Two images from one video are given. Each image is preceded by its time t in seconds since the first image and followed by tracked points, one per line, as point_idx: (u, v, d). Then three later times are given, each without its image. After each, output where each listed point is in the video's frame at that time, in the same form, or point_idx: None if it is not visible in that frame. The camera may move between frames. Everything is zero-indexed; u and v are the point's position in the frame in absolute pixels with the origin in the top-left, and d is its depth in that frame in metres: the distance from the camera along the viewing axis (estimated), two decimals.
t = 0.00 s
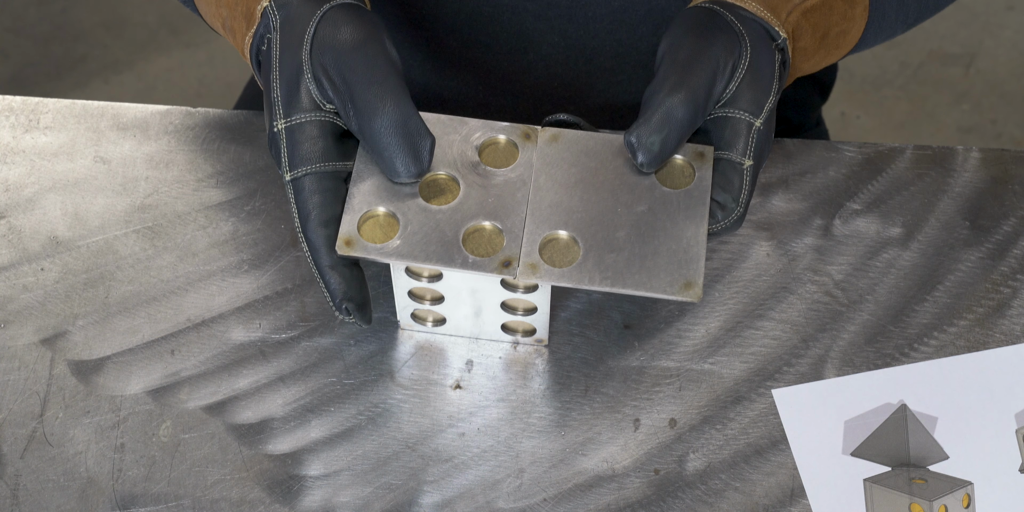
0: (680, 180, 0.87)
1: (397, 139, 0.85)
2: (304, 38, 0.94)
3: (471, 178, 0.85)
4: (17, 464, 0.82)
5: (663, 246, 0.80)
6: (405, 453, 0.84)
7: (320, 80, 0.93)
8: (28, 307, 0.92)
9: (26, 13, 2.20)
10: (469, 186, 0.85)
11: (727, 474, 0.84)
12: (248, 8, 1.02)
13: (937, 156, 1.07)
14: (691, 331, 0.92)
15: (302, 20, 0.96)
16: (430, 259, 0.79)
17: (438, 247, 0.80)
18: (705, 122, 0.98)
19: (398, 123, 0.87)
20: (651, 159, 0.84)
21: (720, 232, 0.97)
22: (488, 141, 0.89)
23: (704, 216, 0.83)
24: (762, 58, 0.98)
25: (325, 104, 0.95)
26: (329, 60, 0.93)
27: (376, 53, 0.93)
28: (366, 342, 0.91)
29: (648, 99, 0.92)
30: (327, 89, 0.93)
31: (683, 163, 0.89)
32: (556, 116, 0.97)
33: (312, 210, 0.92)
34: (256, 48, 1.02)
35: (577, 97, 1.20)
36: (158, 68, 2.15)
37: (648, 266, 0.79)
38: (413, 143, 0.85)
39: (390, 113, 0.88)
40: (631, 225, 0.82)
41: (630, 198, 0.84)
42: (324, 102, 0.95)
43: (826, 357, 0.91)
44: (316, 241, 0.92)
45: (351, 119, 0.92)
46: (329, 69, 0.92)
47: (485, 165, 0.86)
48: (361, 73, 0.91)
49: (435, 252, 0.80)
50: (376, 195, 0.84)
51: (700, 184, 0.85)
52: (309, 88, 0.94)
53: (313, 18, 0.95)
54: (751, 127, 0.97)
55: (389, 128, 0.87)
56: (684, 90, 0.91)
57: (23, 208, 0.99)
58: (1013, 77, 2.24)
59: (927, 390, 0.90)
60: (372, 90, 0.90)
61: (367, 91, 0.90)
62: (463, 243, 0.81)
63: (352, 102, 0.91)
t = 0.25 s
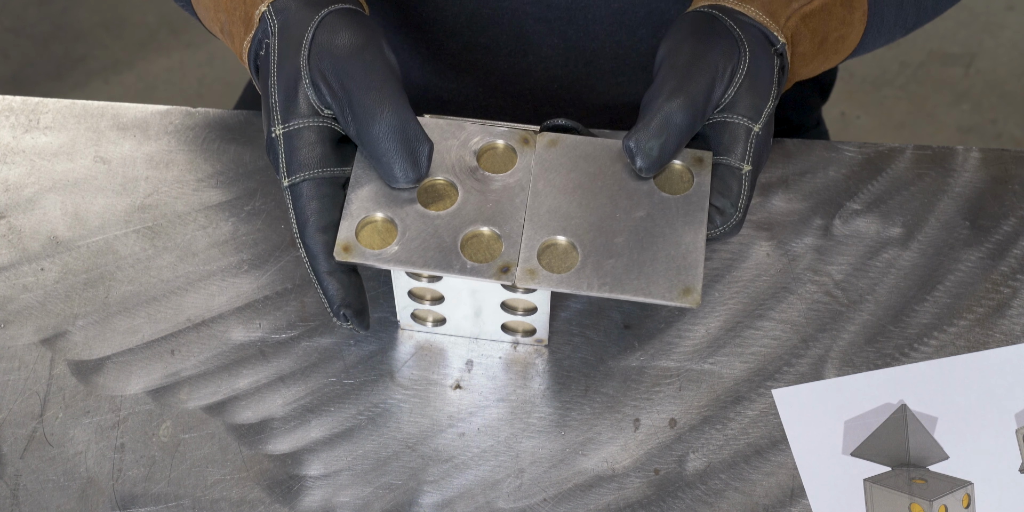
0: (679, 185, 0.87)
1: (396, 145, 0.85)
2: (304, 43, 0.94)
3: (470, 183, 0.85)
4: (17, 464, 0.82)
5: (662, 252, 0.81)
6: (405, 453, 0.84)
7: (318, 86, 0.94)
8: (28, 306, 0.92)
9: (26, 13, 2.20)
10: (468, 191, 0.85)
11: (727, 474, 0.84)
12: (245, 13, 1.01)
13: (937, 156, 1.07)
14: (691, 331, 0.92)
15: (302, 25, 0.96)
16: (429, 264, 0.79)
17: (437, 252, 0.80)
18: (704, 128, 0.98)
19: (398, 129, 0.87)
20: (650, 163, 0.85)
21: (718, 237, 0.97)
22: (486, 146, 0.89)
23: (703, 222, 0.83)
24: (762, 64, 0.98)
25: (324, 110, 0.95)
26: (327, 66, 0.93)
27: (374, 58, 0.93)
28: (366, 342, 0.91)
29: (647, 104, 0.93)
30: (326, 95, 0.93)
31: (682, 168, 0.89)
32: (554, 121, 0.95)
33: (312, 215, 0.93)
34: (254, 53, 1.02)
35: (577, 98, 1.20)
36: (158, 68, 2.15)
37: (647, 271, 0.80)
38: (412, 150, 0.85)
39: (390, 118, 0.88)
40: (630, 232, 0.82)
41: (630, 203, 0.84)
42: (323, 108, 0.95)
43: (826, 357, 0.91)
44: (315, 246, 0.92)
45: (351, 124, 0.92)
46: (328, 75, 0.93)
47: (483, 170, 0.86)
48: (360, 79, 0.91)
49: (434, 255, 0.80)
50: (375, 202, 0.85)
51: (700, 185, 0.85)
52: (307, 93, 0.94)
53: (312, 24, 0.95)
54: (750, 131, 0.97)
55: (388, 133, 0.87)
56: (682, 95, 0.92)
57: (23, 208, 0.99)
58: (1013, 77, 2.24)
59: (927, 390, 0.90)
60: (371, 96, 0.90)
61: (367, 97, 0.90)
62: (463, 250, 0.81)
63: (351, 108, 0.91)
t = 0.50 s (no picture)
0: (678, 185, 0.87)
1: (395, 145, 0.85)
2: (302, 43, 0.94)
3: (469, 183, 0.85)
4: (16, 464, 0.82)
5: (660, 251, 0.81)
6: (405, 453, 0.84)
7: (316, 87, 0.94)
8: (28, 307, 0.92)
9: (26, 12, 2.20)
10: (468, 192, 0.85)
11: (727, 474, 0.84)
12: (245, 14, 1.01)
13: (937, 156, 1.07)
14: (691, 331, 0.92)
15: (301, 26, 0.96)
16: (428, 264, 0.79)
17: (436, 252, 0.80)
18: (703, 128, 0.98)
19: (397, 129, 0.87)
20: (649, 163, 0.85)
21: (716, 237, 0.97)
22: (485, 146, 0.89)
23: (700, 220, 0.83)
24: (761, 64, 0.98)
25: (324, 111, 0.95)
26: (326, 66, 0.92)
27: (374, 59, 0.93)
28: (366, 342, 0.91)
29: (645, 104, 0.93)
30: (324, 95, 0.93)
31: (681, 168, 0.89)
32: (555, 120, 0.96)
33: (311, 215, 0.93)
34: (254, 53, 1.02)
35: (577, 98, 1.20)
36: (158, 68, 2.15)
37: (646, 271, 0.80)
38: (411, 150, 0.85)
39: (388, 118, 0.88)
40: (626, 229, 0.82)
41: (628, 203, 0.84)
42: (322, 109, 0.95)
43: (826, 357, 0.91)
44: (314, 246, 0.92)
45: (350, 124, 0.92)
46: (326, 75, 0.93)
47: (482, 171, 0.87)
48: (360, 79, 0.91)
49: (433, 255, 0.80)
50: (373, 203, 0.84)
51: (700, 185, 0.85)
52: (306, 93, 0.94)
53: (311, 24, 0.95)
54: (749, 131, 0.97)
55: (386, 134, 0.87)
56: (683, 96, 0.91)
57: (23, 208, 0.99)
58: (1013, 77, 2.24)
59: (927, 390, 0.90)
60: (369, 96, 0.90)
61: (365, 96, 0.90)
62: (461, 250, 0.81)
63: (350, 108, 0.91)
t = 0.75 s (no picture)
0: (677, 184, 0.87)
1: (395, 144, 0.85)
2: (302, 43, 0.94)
3: (468, 183, 0.85)
4: (17, 464, 0.82)
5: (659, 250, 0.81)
6: (405, 453, 0.84)
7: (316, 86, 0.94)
8: (28, 307, 0.92)
9: (26, 13, 2.20)
10: (466, 192, 0.85)
11: (727, 474, 0.84)
12: (245, 14, 1.01)
13: (937, 156, 1.07)
14: (691, 331, 0.92)
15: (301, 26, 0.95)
16: (428, 263, 0.79)
17: (435, 252, 0.80)
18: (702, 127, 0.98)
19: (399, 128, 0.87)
20: (648, 162, 0.85)
21: (715, 236, 0.97)
22: (485, 146, 0.89)
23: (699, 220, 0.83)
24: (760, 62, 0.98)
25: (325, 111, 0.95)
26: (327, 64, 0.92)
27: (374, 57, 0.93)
28: (365, 342, 0.91)
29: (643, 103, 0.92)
30: (325, 94, 0.94)
31: (680, 168, 0.89)
32: (555, 119, 0.96)
33: (311, 213, 0.93)
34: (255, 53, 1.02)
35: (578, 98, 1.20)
36: (158, 68, 2.15)
37: (645, 270, 0.79)
38: (412, 149, 0.85)
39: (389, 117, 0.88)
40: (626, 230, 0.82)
41: (628, 202, 0.84)
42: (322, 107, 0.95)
43: (826, 357, 0.91)
44: (315, 246, 0.92)
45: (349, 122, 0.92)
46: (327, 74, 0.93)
47: (482, 170, 0.86)
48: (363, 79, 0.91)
49: (432, 257, 0.80)
50: (375, 199, 0.85)
51: (700, 186, 0.85)
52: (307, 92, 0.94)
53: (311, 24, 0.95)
54: (749, 129, 0.97)
55: (387, 133, 0.87)
56: (680, 95, 0.91)
57: (23, 208, 0.99)
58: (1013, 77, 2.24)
59: (927, 391, 0.90)
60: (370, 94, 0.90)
61: (368, 96, 0.90)
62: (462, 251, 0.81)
63: (350, 106, 0.91)
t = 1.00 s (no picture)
0: (718, 200, 0.89)
1: (341, 152, 0.85)
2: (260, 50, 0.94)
3: (415, 191, 0.84)
4: (17, 464, 0.82)
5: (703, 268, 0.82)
6: (405, 453, 0.84)
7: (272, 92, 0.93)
8: (27, 307, 0.92)
9: (26, 13, 2.20)
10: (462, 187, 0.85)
11: (727, 475, 0.83)
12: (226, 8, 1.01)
13: (937, 156, 1.07)
14: (691, 332, 0.92)
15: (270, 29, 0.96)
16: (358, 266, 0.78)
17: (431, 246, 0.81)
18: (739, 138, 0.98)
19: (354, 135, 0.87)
20: (691, 178, 0.88)
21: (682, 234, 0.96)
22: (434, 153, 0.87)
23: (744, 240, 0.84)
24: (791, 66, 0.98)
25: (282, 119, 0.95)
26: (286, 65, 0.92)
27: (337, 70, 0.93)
28: (365, 342, 0.91)
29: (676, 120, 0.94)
30: (274, 96, 0.93)
31: (721, 183, 0.91)
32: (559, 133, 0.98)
33: (254, 210, 0.92)
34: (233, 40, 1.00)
35: (578, 98, 1.20)
36: (158, 68, 2.15)
37: (685, 288, 0.80)
38: (358, 155, 0.85)
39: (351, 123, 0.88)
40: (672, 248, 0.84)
41: (670, 218, 0.87)
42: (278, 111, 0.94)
43: (826, 357, 0.91)
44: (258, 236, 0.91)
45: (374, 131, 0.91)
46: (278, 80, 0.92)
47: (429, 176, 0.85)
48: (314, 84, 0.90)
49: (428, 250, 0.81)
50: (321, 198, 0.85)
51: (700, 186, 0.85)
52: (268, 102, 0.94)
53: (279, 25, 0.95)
54: (790, 138, 0.96)
55: (336, 138, 0.87)
56: (717, 105, 0.92)
57: (23, 208, 1.00)
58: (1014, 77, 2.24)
59: (927, 391, 0.90)
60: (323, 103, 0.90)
61: (315, 103, 0.90)
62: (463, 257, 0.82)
63: (302, 115, 0.91)
